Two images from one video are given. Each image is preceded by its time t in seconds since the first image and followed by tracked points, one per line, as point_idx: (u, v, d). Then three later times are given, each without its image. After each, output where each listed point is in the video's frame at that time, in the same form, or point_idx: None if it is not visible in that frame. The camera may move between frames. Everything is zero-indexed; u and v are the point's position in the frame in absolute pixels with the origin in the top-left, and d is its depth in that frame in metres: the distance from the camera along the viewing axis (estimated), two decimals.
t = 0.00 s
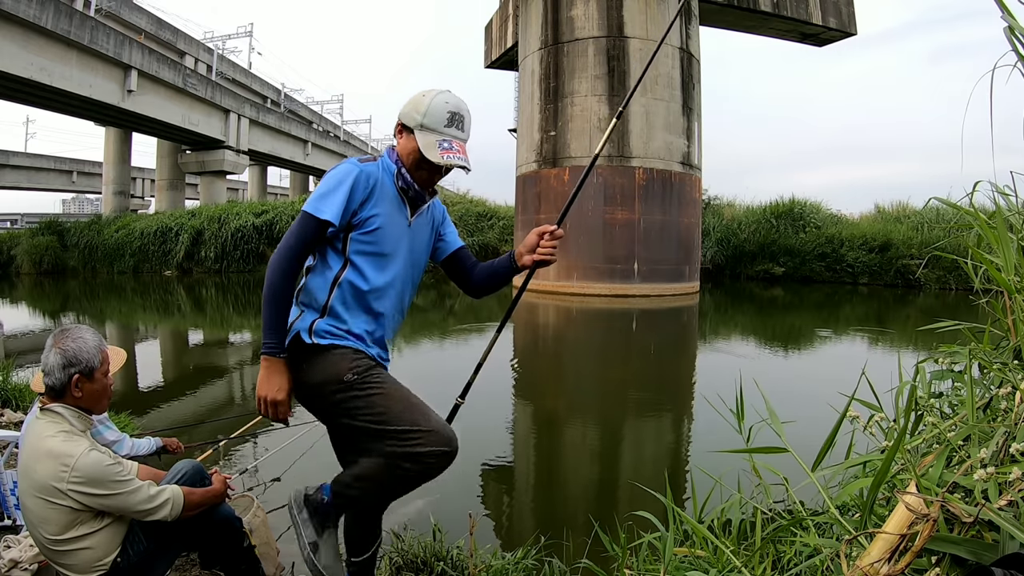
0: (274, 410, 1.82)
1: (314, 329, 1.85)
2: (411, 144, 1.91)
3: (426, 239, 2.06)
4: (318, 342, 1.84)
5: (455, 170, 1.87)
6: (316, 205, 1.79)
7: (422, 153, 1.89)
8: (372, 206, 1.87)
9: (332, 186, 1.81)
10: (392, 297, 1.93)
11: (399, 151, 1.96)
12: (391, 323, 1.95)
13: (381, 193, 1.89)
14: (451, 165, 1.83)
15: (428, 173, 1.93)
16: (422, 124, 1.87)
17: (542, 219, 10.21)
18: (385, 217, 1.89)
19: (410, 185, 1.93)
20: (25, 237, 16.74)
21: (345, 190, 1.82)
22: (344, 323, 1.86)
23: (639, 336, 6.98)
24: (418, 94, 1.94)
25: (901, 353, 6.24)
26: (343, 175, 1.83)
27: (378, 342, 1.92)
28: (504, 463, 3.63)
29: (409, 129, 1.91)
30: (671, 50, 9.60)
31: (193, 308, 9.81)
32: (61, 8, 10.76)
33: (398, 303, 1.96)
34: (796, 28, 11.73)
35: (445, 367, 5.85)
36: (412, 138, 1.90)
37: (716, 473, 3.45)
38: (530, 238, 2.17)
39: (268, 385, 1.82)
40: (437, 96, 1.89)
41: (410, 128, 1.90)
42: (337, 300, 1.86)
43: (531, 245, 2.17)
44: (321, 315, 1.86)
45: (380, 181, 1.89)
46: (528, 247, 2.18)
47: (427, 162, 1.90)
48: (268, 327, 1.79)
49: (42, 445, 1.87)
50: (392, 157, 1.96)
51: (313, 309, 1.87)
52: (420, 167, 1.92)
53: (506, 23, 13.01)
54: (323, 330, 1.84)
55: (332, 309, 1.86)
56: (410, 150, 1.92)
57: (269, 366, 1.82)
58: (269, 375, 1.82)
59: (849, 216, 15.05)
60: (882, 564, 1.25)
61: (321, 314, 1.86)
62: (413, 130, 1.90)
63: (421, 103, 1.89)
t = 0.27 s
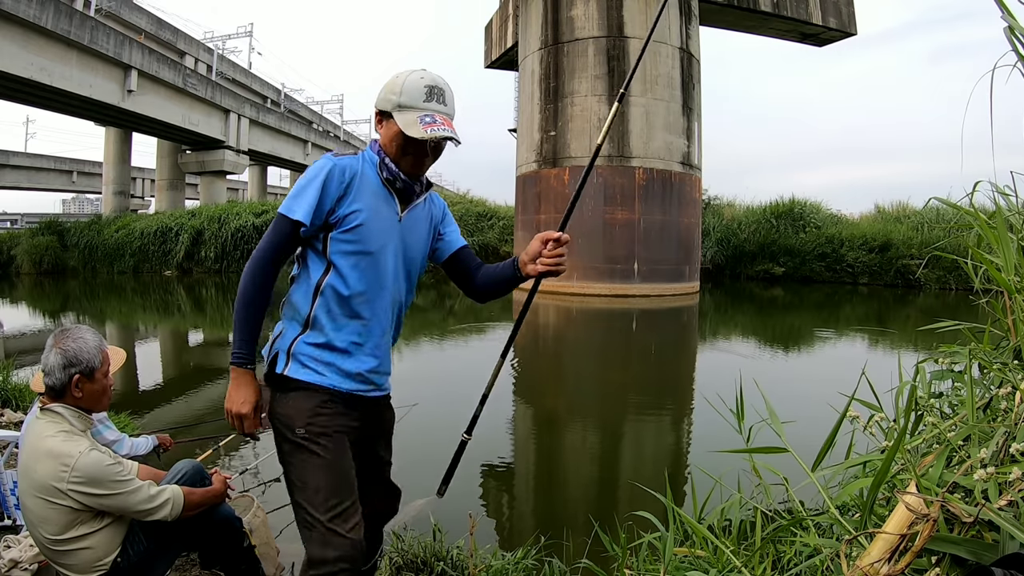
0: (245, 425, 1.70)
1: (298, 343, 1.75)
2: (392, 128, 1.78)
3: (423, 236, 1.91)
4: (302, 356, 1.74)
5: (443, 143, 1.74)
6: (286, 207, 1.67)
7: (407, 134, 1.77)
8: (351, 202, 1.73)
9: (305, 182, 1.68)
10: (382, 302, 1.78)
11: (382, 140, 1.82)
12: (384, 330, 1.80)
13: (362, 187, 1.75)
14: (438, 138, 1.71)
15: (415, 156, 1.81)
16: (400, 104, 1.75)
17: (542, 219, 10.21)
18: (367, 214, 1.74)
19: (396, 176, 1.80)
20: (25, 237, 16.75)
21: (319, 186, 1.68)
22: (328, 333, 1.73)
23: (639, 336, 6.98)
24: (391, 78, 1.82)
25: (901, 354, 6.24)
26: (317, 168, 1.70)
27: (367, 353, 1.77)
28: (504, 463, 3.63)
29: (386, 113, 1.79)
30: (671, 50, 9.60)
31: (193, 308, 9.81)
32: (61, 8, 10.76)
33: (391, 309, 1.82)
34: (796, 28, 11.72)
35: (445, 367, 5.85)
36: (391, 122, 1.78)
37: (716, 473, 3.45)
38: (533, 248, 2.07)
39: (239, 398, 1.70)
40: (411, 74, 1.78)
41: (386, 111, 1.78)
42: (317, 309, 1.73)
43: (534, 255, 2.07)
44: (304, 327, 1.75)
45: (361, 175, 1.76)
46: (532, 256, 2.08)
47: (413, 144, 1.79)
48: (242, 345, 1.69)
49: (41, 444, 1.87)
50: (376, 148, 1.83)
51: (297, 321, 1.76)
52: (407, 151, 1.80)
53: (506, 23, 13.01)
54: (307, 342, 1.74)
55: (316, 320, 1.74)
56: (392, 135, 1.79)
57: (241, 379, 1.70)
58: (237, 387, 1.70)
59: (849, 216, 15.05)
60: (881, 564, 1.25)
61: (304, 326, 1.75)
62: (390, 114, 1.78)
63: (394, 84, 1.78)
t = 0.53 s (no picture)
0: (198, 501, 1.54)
1: (266, 404, 1.54)
2: (356, 104, 1.46)
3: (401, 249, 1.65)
4: (275, 416, 1.54)
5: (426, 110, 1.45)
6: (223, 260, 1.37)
7: (375, 108, 1.45)
8: (305, 233, 1.46)
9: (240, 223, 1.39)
10: (357, 343, 1.54)
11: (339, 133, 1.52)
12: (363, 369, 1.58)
13: (315, 213, 1.48)
14: (416, 101, 1.40)
15: (387, 141, 1.49)
16: (360, 73, 1.46)
17: (542, 219, 10.20)
18: (327, 245, 1.48)
19: (355, 184, 1.51)
20: (25, 237, 16.76)
21: (260, 226, 1.40)
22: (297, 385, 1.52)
23: (639, 336, 6.98)
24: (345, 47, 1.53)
25: (901, 354, 6.24)
26: (252, 202, 1.40)
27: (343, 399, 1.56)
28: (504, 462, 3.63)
29: (345, 89, 1.48)
30: (670, 50, 9.60)
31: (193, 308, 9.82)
32: (62, 8, 10.75)
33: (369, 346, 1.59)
34: (796, 28, 11.72)
35: (445, 367, 5.85)
36: (354, 97, 1.47)
37: (716, 473, 3.45)
38: (561, 260, 1.71)
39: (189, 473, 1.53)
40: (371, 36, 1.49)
41: (346, 86, 1.47)
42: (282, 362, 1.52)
43: (562, 270, 1.72)
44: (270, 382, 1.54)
45: (311, 197, 1.48)
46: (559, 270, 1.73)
47: (384, 119, 1.46)
48: (192, 429, 1.46)
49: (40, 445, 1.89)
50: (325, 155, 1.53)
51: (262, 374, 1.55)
52: (376, 131, 1.47)
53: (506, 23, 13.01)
54: (277, 399, 1.54)
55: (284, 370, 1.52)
56: (357, 109, 1.46)
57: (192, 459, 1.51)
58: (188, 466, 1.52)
59: (849, 216, 15.05)
60: (882, 564, 1.25)
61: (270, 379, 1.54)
62: (352, 89, 1.48)
63: (350, 52, 1.49)
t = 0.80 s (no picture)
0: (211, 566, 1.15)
1: (212, 415, 1.42)
2: (332, 50, 1.25)
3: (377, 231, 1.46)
4: (222, 427, 1.42)
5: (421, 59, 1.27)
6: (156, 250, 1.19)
7: (356, 58, 1.24)
8: (251, 217, 1.29)
9: (175, 208, 1.20)
10: (320, 346, 1.38)
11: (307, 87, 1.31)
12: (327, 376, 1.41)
13: (264, 192, 1.30)
14: (410, 52, 1.20)
15: (368, 101, 1.29)
16: (340, 12, 1.25)
17: (542, 220, 10.20)
18: (279, 231, 1.31)
19: (317, 153, 1.33)
20: (25, 237, 16.76)
21: (200, 210, 1.23)
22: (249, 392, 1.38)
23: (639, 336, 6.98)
24: None
25: (900, 354, 6.24)
26: (188, 181, 1.22)
27: (304, 410, 1.40)
28: (504, 462, 3.64)
29: (319, 31, 1.27)
30: (670, 50, 9.60)
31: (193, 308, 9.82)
32: (62, 8, 10.74)
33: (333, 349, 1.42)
34: (796, 28, 11.72)
35: (445, 367, 5.84)
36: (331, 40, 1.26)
37: (716, 473, 3.45)
38: (628, 258, 1.42)
39: (187, 528, 1.16)
40: None
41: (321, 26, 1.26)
42: (229, 366, 1.37)
43: (626, 267, 1.43)
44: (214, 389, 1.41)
45: (258, 173, 1.30)
46: (621, 265, 1.44)
47: (367, 73, 1.26)
48: (168, 456, 1.18)
49: (41, 443, 2.02)
50: (277, 120, 1.35)
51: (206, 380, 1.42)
52: (355, 85, 1.27)
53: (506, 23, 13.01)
54: (223, 411, 1.40)
55: (232, 378, 1.38)
56: (333, 56, 1.25)
57: (185, 500, 1.17)
58: (177, 515, 1.16)
59: (849, 216, 15.05)
60: (882, 564, 1.25)
61: (214, 385, 1.41)
62: (328, 31, 1.26)
63: None
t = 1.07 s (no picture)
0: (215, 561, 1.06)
1: (200, 416, 1.31)
2: (388, 39, 1.20)
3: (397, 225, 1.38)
4: (211, 431, 1.30)
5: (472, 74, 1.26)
6: (166, 209, 1.11)
7: (411, 53, 1.20)
8: (266, 190, 1.21)
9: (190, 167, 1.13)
10: (332, 338, 1.28)
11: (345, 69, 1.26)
12: (335, 380, 1.30)
13: (282, 165, 1.23)
14: (475, 68, 1.19)
15: (404, 96, 1.26)
16: (406, 2, 1.19)
17: (542, 220, 10.21)
18: (296, 210, 1.23)
19: (345, 131, 1.27)
20: (25, 238, 16.82)
21: (215, 173, 1.16)
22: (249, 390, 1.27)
23: (639, 336, 6.98)
24: None
25: (901, 354, 6.24)
26: (205, 142, 1.15)
27: (307, 417, 1.29)
28: (504, 462, 3.64)
29: (377, 14, 1.20)
30: (671, 50, 9.60)
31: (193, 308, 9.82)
32: (61, 8, 10.74)
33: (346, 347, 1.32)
34: (796, 29, 11.72)
35: (445, 367, 5.84)
36: (389, 27, 1.20)
37: (716, 473, 3.45)
38: (695, 262, 1.36)
39: (191, 524, 1.07)
40: None
41: (382, 10, 1.19)
42: (229, 356, 1.27)
43: (692, 270, 1.37)
44: (207, 387, 1.30)
45: (278, 145, 1.23)
46: (688, 269, 1.38)
47: (416, 71, 1.22)
48: (166, 438, 1.08)
49: (41, 444, 2.04)
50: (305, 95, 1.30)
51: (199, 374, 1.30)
52: (400, 81, 1.23)
53: (506, 23, 12.99)
54: (214, 411, 1.29)
55: (230, 375, 1.28)
56: (389, 45, 1.20)
57: (186, 492, 1.08)
58: (177, 508, 1.07)
59: (849, 216, 15.06)
60: (882, 564, 1.26)
61: (208, 382, 1.30)
62: (388, 16, 1.20)
63: None
